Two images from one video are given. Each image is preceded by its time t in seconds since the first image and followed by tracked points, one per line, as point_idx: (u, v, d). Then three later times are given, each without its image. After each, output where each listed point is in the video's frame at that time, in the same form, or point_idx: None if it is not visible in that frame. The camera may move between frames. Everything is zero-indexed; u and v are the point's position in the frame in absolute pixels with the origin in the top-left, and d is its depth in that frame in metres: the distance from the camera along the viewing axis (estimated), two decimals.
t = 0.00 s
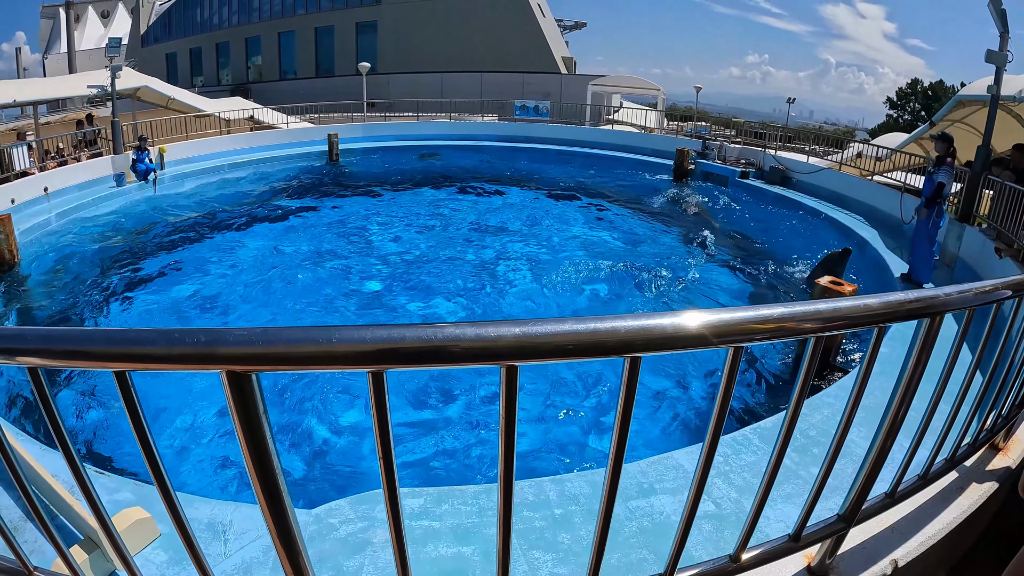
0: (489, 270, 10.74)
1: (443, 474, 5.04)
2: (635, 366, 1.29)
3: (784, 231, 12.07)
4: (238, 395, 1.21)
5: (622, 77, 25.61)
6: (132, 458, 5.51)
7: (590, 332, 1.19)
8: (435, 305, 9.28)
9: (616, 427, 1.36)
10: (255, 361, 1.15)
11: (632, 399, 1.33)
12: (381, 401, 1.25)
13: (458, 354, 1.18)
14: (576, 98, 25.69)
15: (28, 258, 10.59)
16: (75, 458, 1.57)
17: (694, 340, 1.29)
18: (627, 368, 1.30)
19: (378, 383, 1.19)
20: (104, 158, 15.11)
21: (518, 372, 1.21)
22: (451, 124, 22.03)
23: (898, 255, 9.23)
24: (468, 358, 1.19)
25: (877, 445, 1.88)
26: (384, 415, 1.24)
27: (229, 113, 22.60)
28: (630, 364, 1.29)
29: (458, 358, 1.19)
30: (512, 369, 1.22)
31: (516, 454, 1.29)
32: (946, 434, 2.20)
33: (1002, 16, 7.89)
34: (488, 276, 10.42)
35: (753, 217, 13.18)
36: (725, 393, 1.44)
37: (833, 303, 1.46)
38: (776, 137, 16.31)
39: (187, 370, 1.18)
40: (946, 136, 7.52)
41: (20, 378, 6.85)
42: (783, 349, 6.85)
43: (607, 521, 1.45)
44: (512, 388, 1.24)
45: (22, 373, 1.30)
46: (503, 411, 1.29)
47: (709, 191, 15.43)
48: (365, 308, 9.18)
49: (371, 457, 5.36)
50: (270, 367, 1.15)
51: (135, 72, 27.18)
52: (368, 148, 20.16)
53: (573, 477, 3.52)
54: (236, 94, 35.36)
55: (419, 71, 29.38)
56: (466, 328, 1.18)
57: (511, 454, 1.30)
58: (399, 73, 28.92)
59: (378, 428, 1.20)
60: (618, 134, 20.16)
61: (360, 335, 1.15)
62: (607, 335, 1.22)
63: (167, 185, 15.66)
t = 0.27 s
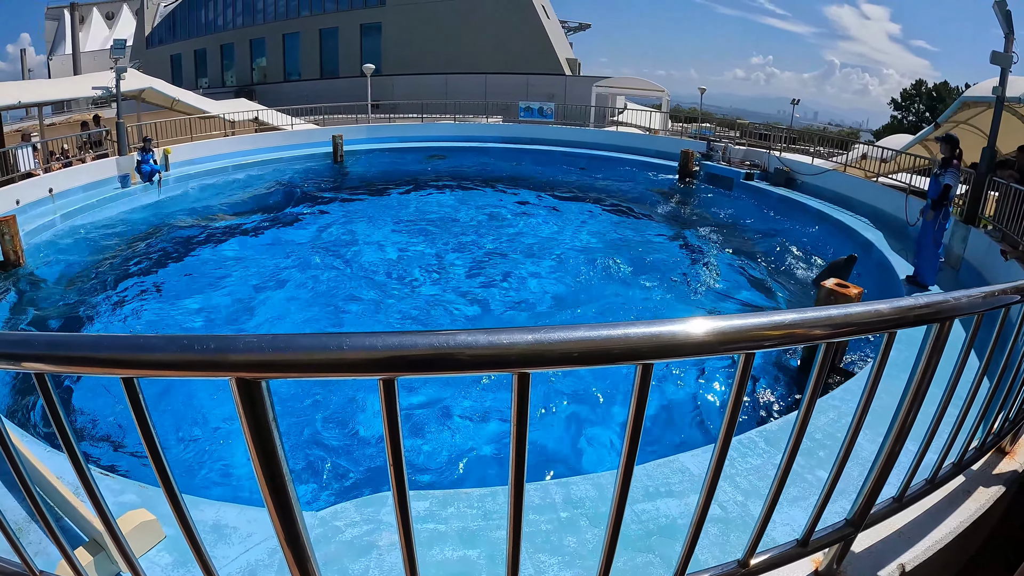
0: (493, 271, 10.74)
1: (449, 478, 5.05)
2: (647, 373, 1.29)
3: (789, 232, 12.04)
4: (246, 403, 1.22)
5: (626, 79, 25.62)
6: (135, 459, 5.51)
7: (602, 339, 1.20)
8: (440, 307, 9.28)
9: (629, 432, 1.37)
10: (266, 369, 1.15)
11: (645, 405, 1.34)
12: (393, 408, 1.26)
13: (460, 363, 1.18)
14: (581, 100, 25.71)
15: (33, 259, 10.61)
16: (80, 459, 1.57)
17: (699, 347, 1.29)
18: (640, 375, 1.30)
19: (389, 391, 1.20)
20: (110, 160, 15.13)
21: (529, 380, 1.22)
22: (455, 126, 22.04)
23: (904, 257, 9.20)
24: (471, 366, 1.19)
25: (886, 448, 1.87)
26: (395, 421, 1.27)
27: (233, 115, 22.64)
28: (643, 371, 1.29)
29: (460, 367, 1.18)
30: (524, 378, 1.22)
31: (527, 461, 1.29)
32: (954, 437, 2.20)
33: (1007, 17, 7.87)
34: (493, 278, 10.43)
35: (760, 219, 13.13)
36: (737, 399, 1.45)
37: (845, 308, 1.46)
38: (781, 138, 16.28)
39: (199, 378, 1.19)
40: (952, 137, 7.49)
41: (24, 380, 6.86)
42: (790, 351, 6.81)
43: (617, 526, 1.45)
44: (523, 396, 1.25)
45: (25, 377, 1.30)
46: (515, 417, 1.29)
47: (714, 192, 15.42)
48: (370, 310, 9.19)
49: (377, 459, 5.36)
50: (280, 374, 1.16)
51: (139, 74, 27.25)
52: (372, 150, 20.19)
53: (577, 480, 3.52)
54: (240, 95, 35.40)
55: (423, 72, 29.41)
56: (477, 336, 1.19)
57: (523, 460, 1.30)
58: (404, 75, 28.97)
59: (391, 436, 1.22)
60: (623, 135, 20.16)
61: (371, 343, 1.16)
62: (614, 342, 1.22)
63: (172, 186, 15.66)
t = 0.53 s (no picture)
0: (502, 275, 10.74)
1: (459, 482, 5.04)
2: (659, 379, 1.29)
3: (800, 236, 11.98)
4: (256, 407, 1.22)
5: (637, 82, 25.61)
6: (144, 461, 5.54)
7: (615, 344, 1.19)
8: (448, 310, 9.28)
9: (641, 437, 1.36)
10: (275, 373, 1.15)
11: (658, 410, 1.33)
12: (404, 413, 1.26)
13: (465, 369, 1.18)
14: (591, 103, 25.71)
15: (45, 261, 10.68)
16: (88, 462, 1.58)
17: (709, 353, 1.28)
18: (652, 381, 1.29)
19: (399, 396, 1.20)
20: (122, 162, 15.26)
21: (542, 385, 1.20)
22: (465, 129, 22.07)
23: (915, 261, 9.14)
24: (477, 372, 1.19)
25: (899, 456, 1.85)
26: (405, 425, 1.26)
27: (243, 118, 22.78)
28: (655, 377, 1.29)
29: (465, 373, 1.19)
30: (536, 383, 1.21)
31: (538, 467, 1.28)
32: (969, 444, 2.18)
33: (1019, 19, 7.81)
34: (501, 281, 10.42)
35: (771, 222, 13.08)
36: (750, 404, 1.44)
37: (861, 313, 1.45)
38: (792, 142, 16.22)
39: (208, 381, 1.19)
40: (964, 141, 7.44)
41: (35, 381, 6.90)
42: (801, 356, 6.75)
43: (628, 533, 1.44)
44: (534, 401, 1.24)
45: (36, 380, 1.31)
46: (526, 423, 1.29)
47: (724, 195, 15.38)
48: (378, 313, 9.20)
49: (386, 462, 5.36)
50: (290, 379, 1.16)
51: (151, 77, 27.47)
52: (383, 153, 20.26)
53: (587, 485, 3.50)
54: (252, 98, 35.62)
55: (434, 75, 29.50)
56: (489, 341, 1.18)
57: (534, 466, 1.30)
58: (414, 78, 29.08)
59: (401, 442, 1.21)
60: (633, 139, 20.15)
61: (382, 348, 1.16)
62: (625, 348, 1.21)
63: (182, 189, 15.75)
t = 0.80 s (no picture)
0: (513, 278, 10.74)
1: (471, 485, 5.04)
2: (677, 384, 1.28)
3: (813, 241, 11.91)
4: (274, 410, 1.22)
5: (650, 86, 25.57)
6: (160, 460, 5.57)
7: (634, 350, 1.19)
8: (460, 313, 9.28)
9: (659, 442, 1.35)
10: (293, 376, 1.15)
11: (675, 415, 1.32)
12: (422, 416, 1.25)
13: (474, 376, 1.18)
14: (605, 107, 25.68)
15: (60, 262, 10.79)
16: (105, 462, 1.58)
17: (723, 359, 1.26)
18: (670, 386, 1.29)
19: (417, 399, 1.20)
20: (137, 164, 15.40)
21: (559, 390, 1.20)
22: (478, 132, 22.09)
23: (930, 266, 9.06)
24: (490, 377, 1.18)
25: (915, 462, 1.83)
26: (423, 428, 1.26)
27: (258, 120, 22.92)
28: (673, 382, 1.28)
29: (474, 380, 1.18)
30: (554, 388, 1.21)
31: (555, 471, 1.28)
32: (985, 450, 2.15)
33: None
34: (512, 284, 10.42)
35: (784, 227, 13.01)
36: (767, 409, 1.43)
37: (877, 320, 1.44)
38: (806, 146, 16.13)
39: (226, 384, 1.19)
40: (979, 146, 7.34)
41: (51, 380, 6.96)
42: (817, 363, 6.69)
43: (642, 538, 1.43)
44: (551, 405, 1.23)
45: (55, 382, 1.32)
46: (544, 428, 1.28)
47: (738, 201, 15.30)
48: (390, 316, 9.22)
49: (398, 466, 5.37)
50: (309, 381, 1.17)
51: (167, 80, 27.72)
52: (397, 156, 20.34)
53: (600, 489, 3.48)
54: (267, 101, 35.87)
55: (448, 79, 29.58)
56: (508, 345, 1.18)
57: (550, 471, 1.29)
58: (428, 82, 29.18)
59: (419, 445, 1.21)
60: (647, 142, 20.11)
61: (401, 352, 1.15)
62: (642, 354, 1.20)
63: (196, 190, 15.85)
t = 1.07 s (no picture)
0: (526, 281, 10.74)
1: (487, 488, 5.04)
2: (703, 389, 1.27)
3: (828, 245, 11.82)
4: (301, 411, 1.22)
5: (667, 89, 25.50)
6: (178, 459, 5.61)
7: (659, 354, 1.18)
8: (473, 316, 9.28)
9: (683, 446, 1.34)
10: (321, 378, 1.15)
11: (702, 419, 1.31)
12: (449, 419, 1.25)
13: (494, 379, 1.17)
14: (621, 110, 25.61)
15: (79, 262, 10.90)
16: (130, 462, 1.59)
17: (743, 366, 1.25)
18: (696, 391, 1.28)
19: (445, 402, 1.19)
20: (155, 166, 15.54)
21: (587, 393, 1.20)
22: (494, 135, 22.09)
23: (948, 272, 8.96)
24: (513, 381, 1.18)
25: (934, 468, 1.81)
26: (450, 431, 1.26)
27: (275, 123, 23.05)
28: (699, 387, 1.27)
29: (493, 384, 1.17)
30: (582, 392, 1.20)
31: (580, 476, 1.27)
32: (1005, 458, 2.13)
33: None
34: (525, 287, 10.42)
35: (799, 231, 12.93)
36: (790, 415, 1.42)
37: (900, 325, 1.42)
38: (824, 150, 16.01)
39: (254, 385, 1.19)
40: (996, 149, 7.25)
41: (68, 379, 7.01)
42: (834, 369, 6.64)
43: (663, 544, 1.41)
44: (578, 409, 1.23)
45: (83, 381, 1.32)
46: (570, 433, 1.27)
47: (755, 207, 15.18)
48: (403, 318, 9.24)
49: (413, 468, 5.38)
50: (338, 384, 1.17)
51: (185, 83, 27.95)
52: (412, 159, 20.39)
53: (616, 493, 3.46)
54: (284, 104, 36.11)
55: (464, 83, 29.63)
56: (537, 348, 1.17)
57: (575, 476, 1.28)
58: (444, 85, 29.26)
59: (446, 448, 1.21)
60: (662, 146, 20.05)
61: (430, 355, 1.15)
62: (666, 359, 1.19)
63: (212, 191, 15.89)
